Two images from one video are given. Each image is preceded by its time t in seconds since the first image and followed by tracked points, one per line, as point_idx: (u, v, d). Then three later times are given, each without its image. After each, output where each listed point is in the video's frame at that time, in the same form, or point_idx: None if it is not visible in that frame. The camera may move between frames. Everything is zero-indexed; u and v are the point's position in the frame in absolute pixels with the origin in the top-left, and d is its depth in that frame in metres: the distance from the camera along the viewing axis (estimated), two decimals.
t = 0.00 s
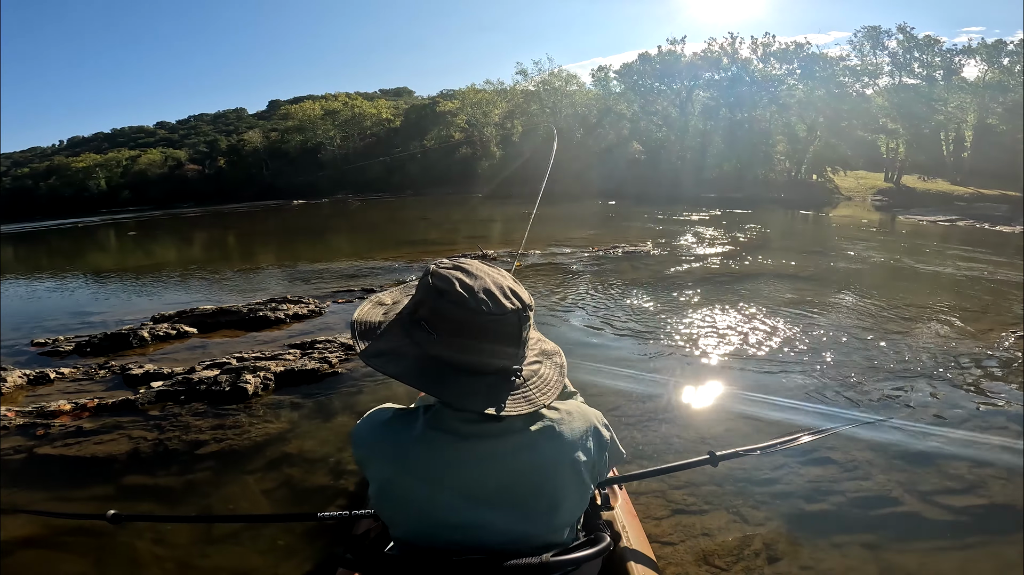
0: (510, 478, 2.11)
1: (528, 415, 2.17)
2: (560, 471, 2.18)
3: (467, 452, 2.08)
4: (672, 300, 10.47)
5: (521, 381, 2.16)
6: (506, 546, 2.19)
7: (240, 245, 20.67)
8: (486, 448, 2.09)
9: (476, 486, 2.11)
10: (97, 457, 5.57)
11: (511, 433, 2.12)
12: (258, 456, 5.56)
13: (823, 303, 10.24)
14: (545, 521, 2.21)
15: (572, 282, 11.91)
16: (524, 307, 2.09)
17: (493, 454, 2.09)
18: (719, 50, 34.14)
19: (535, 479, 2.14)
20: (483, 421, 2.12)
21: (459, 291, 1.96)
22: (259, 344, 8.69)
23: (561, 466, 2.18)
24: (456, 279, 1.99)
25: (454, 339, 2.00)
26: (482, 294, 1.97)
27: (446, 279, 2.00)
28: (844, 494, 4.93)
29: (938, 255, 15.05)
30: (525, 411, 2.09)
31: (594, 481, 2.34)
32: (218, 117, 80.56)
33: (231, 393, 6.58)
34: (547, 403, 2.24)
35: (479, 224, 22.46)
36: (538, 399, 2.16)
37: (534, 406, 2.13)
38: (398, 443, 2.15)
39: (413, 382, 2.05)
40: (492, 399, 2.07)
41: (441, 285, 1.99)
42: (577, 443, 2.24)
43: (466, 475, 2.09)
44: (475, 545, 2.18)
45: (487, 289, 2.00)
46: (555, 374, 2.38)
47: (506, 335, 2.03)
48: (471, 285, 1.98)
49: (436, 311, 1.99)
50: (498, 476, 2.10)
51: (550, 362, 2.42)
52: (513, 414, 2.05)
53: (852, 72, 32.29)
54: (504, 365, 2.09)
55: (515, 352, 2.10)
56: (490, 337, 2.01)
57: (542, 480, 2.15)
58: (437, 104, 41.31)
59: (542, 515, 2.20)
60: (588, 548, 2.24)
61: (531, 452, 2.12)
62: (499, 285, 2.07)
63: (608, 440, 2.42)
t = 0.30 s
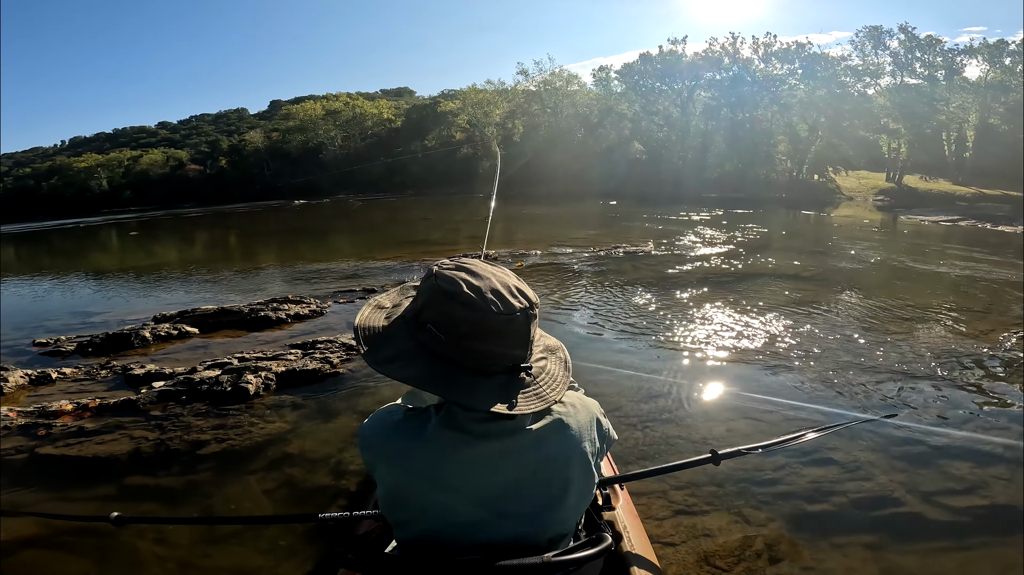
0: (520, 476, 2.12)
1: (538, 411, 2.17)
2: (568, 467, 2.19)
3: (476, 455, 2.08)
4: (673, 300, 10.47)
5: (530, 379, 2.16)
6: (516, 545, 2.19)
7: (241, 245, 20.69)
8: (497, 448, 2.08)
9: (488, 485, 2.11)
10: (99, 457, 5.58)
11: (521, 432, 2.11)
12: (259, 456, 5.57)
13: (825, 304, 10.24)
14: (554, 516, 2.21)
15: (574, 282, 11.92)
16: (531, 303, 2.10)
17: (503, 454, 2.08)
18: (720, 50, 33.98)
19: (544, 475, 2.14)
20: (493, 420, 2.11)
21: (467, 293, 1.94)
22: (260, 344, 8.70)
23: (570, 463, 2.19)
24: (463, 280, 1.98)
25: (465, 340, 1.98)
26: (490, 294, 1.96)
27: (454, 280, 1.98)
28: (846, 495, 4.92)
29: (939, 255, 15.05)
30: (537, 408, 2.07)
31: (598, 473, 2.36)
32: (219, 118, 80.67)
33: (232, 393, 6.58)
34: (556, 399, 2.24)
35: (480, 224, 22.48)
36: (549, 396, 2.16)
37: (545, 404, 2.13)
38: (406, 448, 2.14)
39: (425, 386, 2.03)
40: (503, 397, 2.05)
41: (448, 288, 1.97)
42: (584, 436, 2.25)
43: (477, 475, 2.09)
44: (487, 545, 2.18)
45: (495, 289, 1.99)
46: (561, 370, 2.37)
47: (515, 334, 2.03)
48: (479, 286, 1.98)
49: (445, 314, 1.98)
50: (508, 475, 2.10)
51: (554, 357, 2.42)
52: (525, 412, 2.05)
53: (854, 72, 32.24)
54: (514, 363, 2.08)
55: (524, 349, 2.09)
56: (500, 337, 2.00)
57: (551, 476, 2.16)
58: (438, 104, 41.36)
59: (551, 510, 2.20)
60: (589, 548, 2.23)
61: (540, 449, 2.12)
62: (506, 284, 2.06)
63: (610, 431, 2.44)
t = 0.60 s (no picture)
0: (503, 476, 2.01)
1: (526, 410, 2.05)
2: (554, 470, 2.08)
3: (458, 453, 1.97)
4: (674, 300, 10.47)
5: (519, 376, 2.04)
6: (495, 544, 2.11)
7: (243, 245, 20.73)
8: (480, 448, 1.97)
9: (470, 484, 2.00)
10: (99, 457, 5.58)
11: (506, 432, 2.00)
12: (259, 456, 5.57)
13: (826, 304, 10.23)
14: (536, 516, 2.12)
15: (574, 281, 11.92)
16: (520, 300, 1.98)
17: (486, 454, 1.98)
18: (722, 50, 33.86)
19: (529, 477, 2.04)
20: (479, 418, 1.99)
21: (455, 288, 1.82)
22: (261, 344, 8.71)
23: (556, 467, 2.08)
24: (450, 276, 1.85)
25: (452, 337, 1.85)
26: (477, 289, 1.84)
27: (440, 275, 1.86)
28: (847, 496, 4.92)
29: (941, 255, 15.05)
30: (525, 404, 1.97)
31: (587, 478, 2.23)
32: (220, 117, 80.72)
33: (233, 393, 6.59)
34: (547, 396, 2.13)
35: (482, 224, 22.51)
36: (538, 392, 2.05)
37: (534, 402, 2.02)
38: (386, 444, 2.04)
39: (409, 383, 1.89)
40: (491, 393, 1.91)
41: (434, 283, 1.84)
42: (575, 439, 2.12)
43: (458, 474, 1.99)
44: (464, 543, 2.10)
45: (483, 285, 1.87)
46: (552, 366, 2.26)
47: (504, 331, 1.90)
48: (467, 281, 1.86)
49: (431, 309, 1.85)
50: (490, 475, 1.99)
51: (545, 354, 2.31)
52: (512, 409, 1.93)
53: (855, 72, 32.18)
54: (504, 361, 1.94)
55: (514, 348, 1.96)
56: (488, 334, 1.88)
57: (536, 478, 2.05)
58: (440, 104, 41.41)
59: (534, 510, 2.11)
60: (586, 548, 2.23)
61: (526, 449, 2.01)
62: (495, 279, 1.93)
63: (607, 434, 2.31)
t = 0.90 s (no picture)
0: (495, 479, 1.94)
1: (523, 412, 2.00)
2: (548, 476, 2.01)
3: (450, 452, 1.91)
4: (675, 300, 10.48)
5: (517, 377, 2.01)
6: (484, 545, 2.06)
7: (245, 245, 20.76)
8: (472, 450, 1.91)
9: (461, 484, 1.95)
10: (100, 457, 5.59)
11: (500, 434, 1.94)
12: (260, 456, 5.57)
13: (828, 304, 10.22)
14: (527, 519, 2.06)
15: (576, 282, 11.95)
16: (519, 301, 1.96)
17: (478, 454, 1.91)
18: (723, 50, 33.84)
19: (522, 481, 1.97)
20: (474, 418, 1.94)
21: (453, 287, 1.81)
22: (263, 344, 8.71)
23: (550, 473, 2.01)
24: (449, 275, 1.85)
25: (449, 336, 1.84)
26: (475, 289, 1.83)
27: (439, 273, 1.85)
28: (848, 497, 4.91)
29: (943, 255, 15.06)
30: (522, 408, 1.93)
31: (584, 486, 2.15)
32: (222, 117, 80.85)
33: (233, 393, 6.59)
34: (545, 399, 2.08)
35: (484, 224, 22.55)
36: (536, 395, 2.00)
37: (530, 405, 1.97)
38: (380, 443, 1.99)
39: (405, 379, 1.87)
40: (487, 395, 1.87)
41: (432, 281, 1.84)
42: (572, 445, 2.05)
43: (449, 475, 1.93)
44: (453, 542, 2.05)
45: (481, 285, 1.87)
46: (554, 369, 2.21)
47: (501, 332, 1.89)
48: (465, 280, 1.85)
49: (428, 307, 1.84)
50: (482, 477, 1.93)
51: (547, 357, 2.27)
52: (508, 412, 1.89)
53: (857, 72, 32.72)
54: (501, 361, 1.92)
55: (511, 348, 1.94)
56: (485, 333, 1.86)
57: (531, 482, 1.99)
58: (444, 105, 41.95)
59: (526, 513, 2.05)
60: (585, 548, 2.24)
61: (521, 452, 1.95)
62: (494, 280, 1.93)
63: (608, 442, 2.22)
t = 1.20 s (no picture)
0: (491, 479, 1.94)
1: (518, 412, 1.99)
2: (544, 475, 2.00)
3: (445, 452, 1.91)
4: (676, 300, 10.48)
5: (512, 376, 2.01)
6: (480, 543, 2.05)
7: (247, 244, 20.78)
8: (467, 450, 1.91)
9: (458, 484, 1.94)
10: (100, 456, 5.60)
11: (496, 434, 1.93)
12: (259, 456, 5.58)
13: (830, 304, 10.21)
14: (523, 518, 2.06)
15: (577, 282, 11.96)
16: (514, 301, 1.96)
17: (473, 454, 1.91)
18: (725, 50, 33.75)
19: (518, 481, 1.96)
20: (469, 418, 1.94)
21: (447, 286, 1.81)
22: (263, 344, 8.71)
23: (546, 471, 2.00)
24: (444, 274, 1.85)
25: (444, 336, 1.84)
26: (470, 289, 1.83)
27: (434, 273, 1.85)
28: (848, 498, 4.90)
29: (945, 255, 15.06)
30: (516, 408, 1.92)
31: (580, 486, 2.14)
32: (224, 117, 80.95)
33: (233, 393, 6.60)
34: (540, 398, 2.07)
35: (485, 224, 22.57)
36: (531, 394, 2.00)
37: (526, 404, 1.96)
38: (375, 443, 1.99)
39: (402, 381, 1.86)
40: (481, 394, 1.87)
41: (428, 280, 1.83)
42: (568, 443, 2.05)
43: (446, 474, 1.92)
44: (449, 541, 2.05)
45: (476, 284, 1.86)
46: (549, 369, 2.20)
47: (496, 330, 1.89)
48: (460, 279, 1.85)
49: (422, 307, 1.84)
50: (477, 477, 1.93)
51: (541, 356, 2.25)
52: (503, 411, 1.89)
53: (860, 72, 31.83)
54: (496, 360, 1.92)
55: (506, 347, 1.94)
56: (480, 333, 1.86)
57: (527, 482, 1.99)
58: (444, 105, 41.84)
59: (523, 512, 2.04)
60: (581, 547, 2.24)
61: (516, 453, 1.95)
62: (488, 278, 1.92)
63: (606, 439, 2.19)
